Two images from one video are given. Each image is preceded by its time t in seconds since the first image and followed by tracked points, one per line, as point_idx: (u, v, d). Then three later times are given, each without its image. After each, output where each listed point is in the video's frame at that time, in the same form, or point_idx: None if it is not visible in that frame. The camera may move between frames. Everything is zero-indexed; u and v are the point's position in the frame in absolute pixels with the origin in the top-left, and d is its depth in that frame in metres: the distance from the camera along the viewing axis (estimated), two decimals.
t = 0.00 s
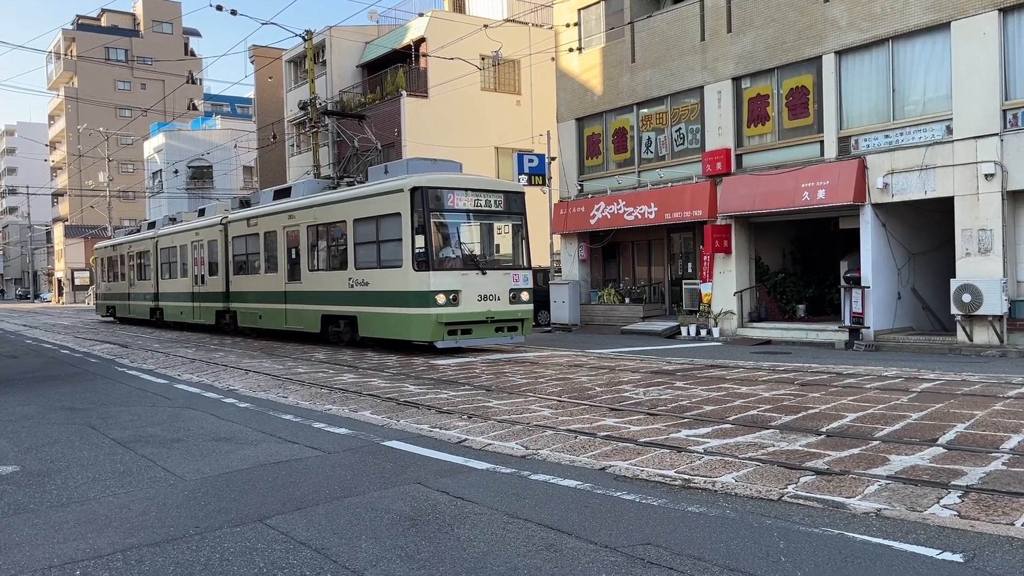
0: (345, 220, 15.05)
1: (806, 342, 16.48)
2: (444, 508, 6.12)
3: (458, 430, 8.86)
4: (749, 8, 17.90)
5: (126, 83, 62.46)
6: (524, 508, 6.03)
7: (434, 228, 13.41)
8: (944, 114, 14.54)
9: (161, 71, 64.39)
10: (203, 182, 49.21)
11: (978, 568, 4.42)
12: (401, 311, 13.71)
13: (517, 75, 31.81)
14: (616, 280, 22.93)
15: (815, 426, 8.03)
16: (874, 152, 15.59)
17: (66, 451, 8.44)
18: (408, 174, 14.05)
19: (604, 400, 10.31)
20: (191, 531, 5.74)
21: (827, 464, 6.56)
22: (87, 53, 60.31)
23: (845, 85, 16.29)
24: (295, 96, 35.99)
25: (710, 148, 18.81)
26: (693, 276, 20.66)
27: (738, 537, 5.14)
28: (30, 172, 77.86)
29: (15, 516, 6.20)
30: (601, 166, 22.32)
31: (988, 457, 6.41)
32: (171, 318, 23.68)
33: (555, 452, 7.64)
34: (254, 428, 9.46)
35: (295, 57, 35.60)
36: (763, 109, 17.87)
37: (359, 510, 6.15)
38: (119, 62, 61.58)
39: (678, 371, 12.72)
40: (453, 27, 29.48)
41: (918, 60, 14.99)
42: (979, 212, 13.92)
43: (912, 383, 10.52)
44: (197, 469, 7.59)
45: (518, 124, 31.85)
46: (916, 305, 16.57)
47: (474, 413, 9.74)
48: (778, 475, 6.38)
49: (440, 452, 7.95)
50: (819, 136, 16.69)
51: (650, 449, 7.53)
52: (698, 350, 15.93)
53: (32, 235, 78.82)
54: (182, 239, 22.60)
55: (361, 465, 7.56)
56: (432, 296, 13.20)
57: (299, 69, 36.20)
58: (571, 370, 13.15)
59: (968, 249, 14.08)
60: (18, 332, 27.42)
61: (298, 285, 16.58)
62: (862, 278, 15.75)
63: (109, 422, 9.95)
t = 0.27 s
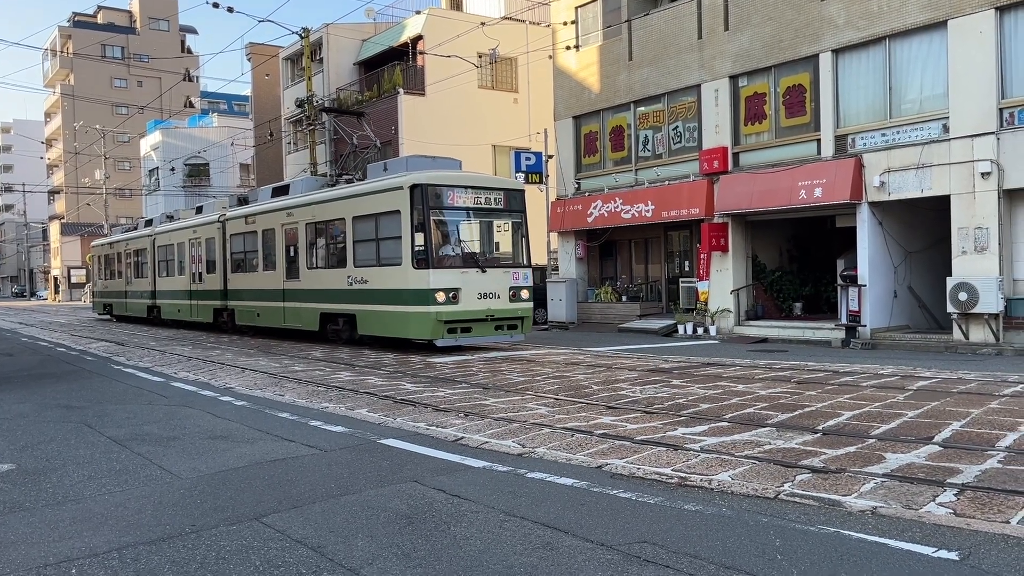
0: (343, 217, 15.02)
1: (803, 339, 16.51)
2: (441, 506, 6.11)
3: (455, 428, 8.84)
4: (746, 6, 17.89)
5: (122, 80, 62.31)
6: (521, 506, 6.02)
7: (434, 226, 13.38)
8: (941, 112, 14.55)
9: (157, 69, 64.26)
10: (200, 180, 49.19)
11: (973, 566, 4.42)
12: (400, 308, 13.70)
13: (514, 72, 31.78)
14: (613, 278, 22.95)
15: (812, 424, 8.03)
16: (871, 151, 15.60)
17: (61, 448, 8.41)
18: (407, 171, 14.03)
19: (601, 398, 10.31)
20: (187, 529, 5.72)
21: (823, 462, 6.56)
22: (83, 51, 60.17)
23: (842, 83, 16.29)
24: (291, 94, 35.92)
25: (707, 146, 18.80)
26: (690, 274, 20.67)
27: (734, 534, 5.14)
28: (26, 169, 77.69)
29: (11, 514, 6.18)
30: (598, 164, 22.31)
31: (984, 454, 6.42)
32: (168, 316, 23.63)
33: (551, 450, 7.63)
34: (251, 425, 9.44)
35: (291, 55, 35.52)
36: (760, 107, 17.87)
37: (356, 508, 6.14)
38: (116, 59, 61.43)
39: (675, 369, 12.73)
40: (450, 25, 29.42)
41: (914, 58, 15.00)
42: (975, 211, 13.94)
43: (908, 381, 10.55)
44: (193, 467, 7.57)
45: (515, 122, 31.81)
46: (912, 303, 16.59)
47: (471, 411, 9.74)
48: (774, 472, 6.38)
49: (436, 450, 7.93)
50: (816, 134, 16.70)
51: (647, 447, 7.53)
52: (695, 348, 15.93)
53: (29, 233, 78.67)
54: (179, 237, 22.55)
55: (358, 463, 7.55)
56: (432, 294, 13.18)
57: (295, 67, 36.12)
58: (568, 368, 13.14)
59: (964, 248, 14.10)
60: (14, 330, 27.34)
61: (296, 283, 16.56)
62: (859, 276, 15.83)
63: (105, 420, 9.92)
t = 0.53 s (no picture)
0: (342, 214, 14.98)
1: (798, 337, 16.53)
2: (436, 504, 6.09)
3: (450, 426, 8.82)
4: (743, 4, 17.87)
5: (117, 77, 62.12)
6: (516, 504, 6.00)
7: (433, 223, 13.33)
8: (937, 110, 14.55)
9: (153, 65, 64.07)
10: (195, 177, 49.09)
11: (967, 563, 4.42)
12: (400, 307, 13.65)
13: (511, 70, 31.73)
14: (609, 275, 22.94)
15: (807, 422, 8.03)
16: (867, 149, 15.59)
17: (56, 446, 8.37)
18: (407, 168, 13.98)
19: (597, 396, 10.30)
20: (181, 527, 5.69)
21: (818, 460, 6.55)
22: (79, 47, 60.00)
23: (838, 81, 16.28)
24: (287, 91, 35.82)
25: (704, 144, 18.79)
26: (686, 272, 20.65)
27: (728, 532, 5.13)
28: (21, 166, 77.48)
29: (4, 512, 6.15)
30: (595, 162, 22.29)
31: (979, 452, 6.42)
32: (164, 314, 23.57)
33: (547, 448, 7.61)
34: (246, 423, 9.41)
35: (287, 52, 35.42)
36: (757, 105, 17.86)
37: (351, 506, 6.11)
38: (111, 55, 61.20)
39: (671, 367, 12.72)
40: (446, 22, 29.36)
41: (911, 56, 14.99)
42: (971, 209, 13.95)
43: (904, 379, 10.56)
44: (188, 465, 7.54)
45: (512, 119, 31.77)
46: (908, 301, 16.61)
47: (466, 409, 9.72)
48: (769, 470, 6.37)
49: (432, 448, 7.91)
50: (812, 132, 16.70)
51: (642, 445, 7.52)
52: (690, 346, 15.93)
53: (24, 231, 78.49)
54: (175, 234, 22.48)
55: (353, 461, 7.52)
56: (431, 292, 13.13)
57: (291, 64, 36.02)
58: (563, 366, 13.12)
59: (960, 246, 14.11)
60: (9, 327, 27.23)
61: (294, 281, 16.52)
62: (854, 275, 15.77)
63: (99, 418, 9.88)
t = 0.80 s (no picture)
0: (339, 211, 14.93)
1: (793, 335, 16.54)
2: (431, 502, 6.07)
3: (445, 424, 8.80)
4: (738, 2, 17.87)
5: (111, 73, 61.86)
6: (511, 502, 5.99)
7: (431, 220, 13.30)
8: (931, 108, 14.58)
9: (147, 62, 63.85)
10: (190, 175, 48.90)
11: (960, 560, 4.42)
12: (399, 304, 13.61)
13: (506, 67, 31.69)
14: (604, 273, 22.94)
15: (801, 420, 8.04)
16: (861, 147, 15.61)
17: (50, 444, 8.33)
18: (406, 165, 13.93)
19: (592, 394, 10.31)
20: (176, 525, 5.67)
21: (812, 457, 6.56)
22: (72, 44, 59.75)
23: (833, 79, 16.29)
24: (282, 88, 35.72)
25: (699, 142, 18.79)
26: (681, 270, 20.68)
27: (722, 530, 5.13)
28: (15, 163, 77.20)
29: None
30: (590, 160, 22.28)
31: (972, 450, 6.44)
32: (159, 311, 23.50)
33: (541, 446, 7.60)
34: (240, 421, 9.38)
35: (282, 49, 35.31)
36: (751, 104, 17.87)
37: (345, 504, 6.10)
38: (105, 52, 60.93)
39: (665, 364, 12.73)
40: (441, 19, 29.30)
41: (905, 55, 15.02)
42: (965, 207, 13.98)
43: (897, 377, 10.59)
44: (182, 462, 7.51)
45: (507, 117, 31.75)
46: (903, 299, 16.65)
47: (461, 406, 9.71)
48: (763, 468, 6.37)
49: (426, 446, 7.89)
50: (807, 130, 16.71)
51: (637, 442, 7.52)
52: (686, 344, 15.94)
53: (18, 228, 78.22)
54: (171, 231, 22.40)
55: (347, 459, 7.50)
56: (430, 290, 13.09)
57: (286, 61, 35.92)
58: (558, 363, 13.12)
59: (954, 244, 14.15)
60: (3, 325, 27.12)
61: (291, 278, 16.48)
62: (849, 272, 15.91)
63: (94, 415, 9.84)
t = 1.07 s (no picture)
0: (334, 209, 14.88)
1: (784, 333, 16.59)
2: (423, 500, 6.06)
3: (437, 422, 8.78)
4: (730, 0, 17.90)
5: (103, 70, 61.55)
6: (503, 500, 5.98)
7: (429, 218, 13.27)
8: (922, 107, 14.63)
9: (139, 59, 63.57)
10: (182, 172, 48.69)
11: (950, 557, 4.44)
12: (396, 302, 13.58)
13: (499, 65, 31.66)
14: (597, 271, 22.95)
15: (792, 418, 8.05)
16: (853, 145, 15.66)
17: (40, 442, 8.27)
18: (403, 161, 13.88)
19: (584, 392, 10.29)
20: (167, 523, 5.64)
21: (803, 455, 6.57)
22: (63, 40, 59.39)
23: (825, 77, 16.33)
24: (274, 86, 35.59)
25: (691, 140, 18.81)
26: (673, 268, 20.69)
27: (713, 527, 5.14)
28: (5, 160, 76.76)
29: None
30: (583, 158, 22.28)
31: (961, 447, 6.46)
32: (152, 309, 23.38)
33: (533, 444, 7.60)
34: (232, 419, 9.33)
35: (274, 46, 35.18)
36: (744, 102, 17.90)
37: (336, 502, 6.08)
38: (97, 48, 60.63)
39: (658, 362, 12.73)
40: (434, 17, 29.24)
41: (897, 54, 15.07)
42: (956, 206, 14.03)
43: (888, 375, 10.62)
44: (174, 460, 7.47)
45: (500, 115, 31.72)
46: (894, 297, 16.72)
47: (453, 404, 9.68)
48: (754, 466, 6.38)
49: (419, 444, 7.87)
50: (799, 128, 16.75)
51: (629, 440, 7.52)
52: (678, 342, 15.96)
53: (9, 226, 77.80)
54: (164, 228, 22.28)
55: (339, 457, 7.48)
56: (427, 288, 13.07)
57: (278, 58, 35.77)
58: (551, 361, 13.11)
59: (944, 243, 14.21)
60: None
61: (286, 276, 16.43)
62: (840, 271, 15.95)
63: (85, 414, 9.77)
